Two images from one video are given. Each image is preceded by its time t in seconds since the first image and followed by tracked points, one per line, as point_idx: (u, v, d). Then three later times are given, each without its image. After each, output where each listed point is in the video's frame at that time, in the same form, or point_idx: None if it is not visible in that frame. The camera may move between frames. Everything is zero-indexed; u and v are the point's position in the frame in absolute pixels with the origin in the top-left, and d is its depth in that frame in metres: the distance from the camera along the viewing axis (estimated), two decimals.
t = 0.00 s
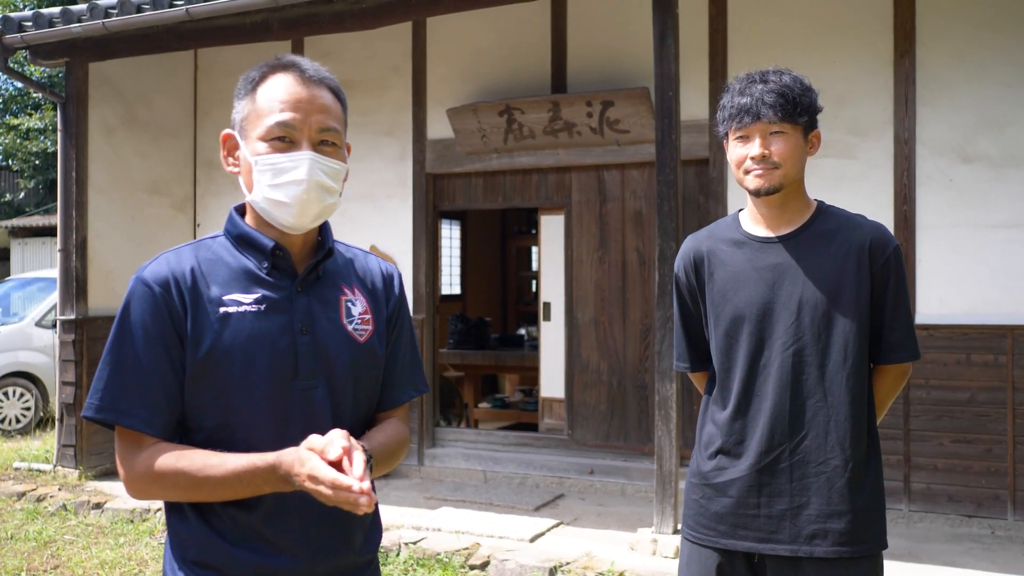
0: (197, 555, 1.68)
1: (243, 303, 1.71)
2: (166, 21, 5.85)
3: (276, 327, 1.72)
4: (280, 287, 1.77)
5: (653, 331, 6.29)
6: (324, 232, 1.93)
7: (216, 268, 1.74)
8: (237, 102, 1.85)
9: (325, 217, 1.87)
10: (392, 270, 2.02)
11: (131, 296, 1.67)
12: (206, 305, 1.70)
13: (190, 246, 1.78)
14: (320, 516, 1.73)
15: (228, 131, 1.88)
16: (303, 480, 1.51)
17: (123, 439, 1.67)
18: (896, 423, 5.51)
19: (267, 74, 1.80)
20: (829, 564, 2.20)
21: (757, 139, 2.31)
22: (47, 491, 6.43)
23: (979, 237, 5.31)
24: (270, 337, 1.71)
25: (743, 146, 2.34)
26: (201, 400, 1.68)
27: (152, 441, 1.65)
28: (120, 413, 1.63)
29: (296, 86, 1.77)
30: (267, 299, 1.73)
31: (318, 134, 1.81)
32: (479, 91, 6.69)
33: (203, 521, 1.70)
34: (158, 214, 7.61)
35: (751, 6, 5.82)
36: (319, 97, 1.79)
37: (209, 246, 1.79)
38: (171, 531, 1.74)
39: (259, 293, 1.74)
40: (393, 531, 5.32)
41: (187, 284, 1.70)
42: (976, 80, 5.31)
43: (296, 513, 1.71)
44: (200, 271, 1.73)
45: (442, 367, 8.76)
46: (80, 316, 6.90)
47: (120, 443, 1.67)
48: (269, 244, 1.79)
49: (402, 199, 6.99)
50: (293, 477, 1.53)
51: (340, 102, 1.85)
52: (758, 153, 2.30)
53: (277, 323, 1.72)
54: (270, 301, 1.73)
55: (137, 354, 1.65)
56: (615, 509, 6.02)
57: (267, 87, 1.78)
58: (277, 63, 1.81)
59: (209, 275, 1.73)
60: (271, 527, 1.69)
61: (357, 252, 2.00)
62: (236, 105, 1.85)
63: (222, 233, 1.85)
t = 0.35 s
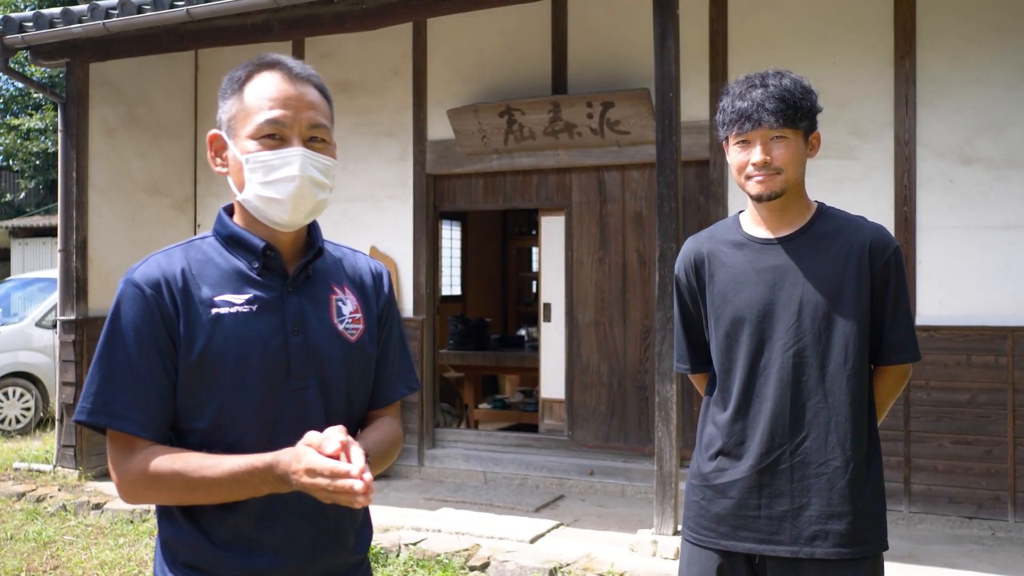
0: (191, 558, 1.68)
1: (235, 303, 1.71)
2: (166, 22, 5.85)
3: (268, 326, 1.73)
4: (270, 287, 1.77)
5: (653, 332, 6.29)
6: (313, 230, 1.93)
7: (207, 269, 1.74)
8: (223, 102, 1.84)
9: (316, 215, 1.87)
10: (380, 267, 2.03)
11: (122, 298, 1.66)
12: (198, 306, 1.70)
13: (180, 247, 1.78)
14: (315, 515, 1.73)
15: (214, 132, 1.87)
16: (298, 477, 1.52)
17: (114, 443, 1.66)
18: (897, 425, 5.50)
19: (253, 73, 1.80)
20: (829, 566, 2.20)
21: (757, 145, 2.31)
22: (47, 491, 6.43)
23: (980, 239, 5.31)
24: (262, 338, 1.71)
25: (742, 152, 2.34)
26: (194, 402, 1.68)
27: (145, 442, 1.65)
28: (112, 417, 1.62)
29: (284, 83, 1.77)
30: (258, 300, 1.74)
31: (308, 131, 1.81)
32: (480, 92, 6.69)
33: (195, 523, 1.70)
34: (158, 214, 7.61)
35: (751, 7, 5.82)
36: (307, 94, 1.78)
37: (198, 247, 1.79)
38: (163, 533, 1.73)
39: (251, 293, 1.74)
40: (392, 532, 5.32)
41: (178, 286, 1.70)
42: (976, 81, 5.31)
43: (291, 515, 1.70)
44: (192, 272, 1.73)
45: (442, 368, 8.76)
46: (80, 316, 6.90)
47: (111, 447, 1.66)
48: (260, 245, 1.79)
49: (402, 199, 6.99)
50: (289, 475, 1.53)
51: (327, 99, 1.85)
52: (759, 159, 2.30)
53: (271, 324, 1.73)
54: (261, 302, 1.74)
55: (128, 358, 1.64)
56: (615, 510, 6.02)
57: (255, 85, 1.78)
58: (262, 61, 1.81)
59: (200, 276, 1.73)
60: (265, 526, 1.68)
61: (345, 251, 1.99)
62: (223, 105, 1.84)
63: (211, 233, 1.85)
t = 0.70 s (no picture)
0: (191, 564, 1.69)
1: (241, 309, 1.73)
2: (166, 23, 5.85)
3: (272, 330, 1.76)
4: (271, 290, 1.80)
5: (652, 334, 6.29)
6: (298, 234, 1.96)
7: (210, 274, 1.74)
8: (248, 107, 1.77)
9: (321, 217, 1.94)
10: (355, 265, 2.11)
11: (124, 307, 1.63)
12: (204, 312, 1.70)
13: (177, 252, 1.75)
14: (311, 513, 1.80)
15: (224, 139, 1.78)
16: None
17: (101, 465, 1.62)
18: (896, 427, 5.51)
19: (274, 76, 1.77)
20: (829, 567, 2.20)
21: (758, 148, 2.31)
22: (46, 492, 6.43)
23: (979, 241, 5.32)
24: (267, 341, 1.74)
25: (742, 154, 2.34)
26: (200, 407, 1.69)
27: (106, 510, 1.62)
28: (116, 428, 1.60)
29: (316, 85, 1.82)
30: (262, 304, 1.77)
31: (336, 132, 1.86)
32: (480, 93, 6.69)
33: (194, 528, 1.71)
34: (158, 215, 7.61)
35: (751, 9, 5.83)
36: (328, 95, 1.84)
37: (195, 251, 1.77)
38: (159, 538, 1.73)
39: (254, 297, 1.77)
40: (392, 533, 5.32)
41: (183, 292, 1.69)
42: (975, 83, 5.32)
43: (292, 513, 1.77)
44: (195, 279, 1.72)
45: (442, 369, 8.77)
46: (80, 317, 6.90)
47: (106, 461, 1.62)
48: (265, 248, 1.80)
49: (402, 201, 6.99)
50: None
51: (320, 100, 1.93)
52: (759, 162, 2.30)
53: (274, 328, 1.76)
54: (265, 306, 1.77)
55: (132, 369, 1.61)
56: (615, 512, 6.02)
57: (285, 89, 1.77)
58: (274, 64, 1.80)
59: (203, 282, 1.73)
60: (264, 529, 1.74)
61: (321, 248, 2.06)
62: (249, 111, 1.77)
63: (204, 234, 1.83)
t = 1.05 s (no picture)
0: None
1: (261, 320, 1.76)
2: (166, 24, 5.86)
3: (284, 340, 1.80)
4: (275, 297, 1.84)
5: (652, 334, 6.29)
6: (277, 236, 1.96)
7: (229, 286, 1.74)
8: (268, 112, 1.75)
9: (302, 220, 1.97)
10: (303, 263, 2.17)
11: (164, 325, 1.59)
12: (231, 327, 1.70)
13: (191, 262, 1.71)
14: (312, 511, 1.86)
15: (234, 141, 1.74)
16: None
17: (114, 497, 1.57)
18: (896, 427, 5.51)
19: (288, 81, 1.77)
20: (828, 568, 2.20)
21: (755, 144, 2.32)
22: (46, 493, 6.43)
23: (979, 242, 5.32)
24: (282, 351, 1.77)
25: (741, 151, 2.35)
26: (223, 418, 1.68)
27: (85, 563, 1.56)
28: (151, 448, 1.57)
29: (317, 90, 1.85)
30: (274, 313, 1.80)
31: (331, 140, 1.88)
32: (480, 94, 6.70)
33: (208, 541, 1.69)
34: (158, 216, 7.61)
35: (750, 11, 5.83)
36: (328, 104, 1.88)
37: (208, 262, 1.73)
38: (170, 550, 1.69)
39: (267, 307, 1.79)
40: (392, 534, 5.33)
41: (214, 307, 1.68)
42: (975, 84, 5.32)
43: (297, 516, 1.82)
44: (218, 292, 1.71)
45: (442, 370, 8.77)
46: (80, 318, 6.90)
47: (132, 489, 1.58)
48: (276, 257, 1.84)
49: (402, 202, 7.00)
50: None
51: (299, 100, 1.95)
52: (756, 158, 2.31)
53: (282, 334, 1.80)
54: (275, 314, 1.80)
55: (171, 390, 1.58)
56: (614, 512, 6.02)
57: (298, 98, 1.78)
58: (286, 70, 1.80)
59: (226, 295, 1.72)
60: (274, 537, 1.76)
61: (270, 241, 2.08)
62: (269, 115, 1.75)
63: (204, 240, 1.78)
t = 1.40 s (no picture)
0: None
1: (253, 321, 1.76)
2: (167, 25, 5.86)
3: (276, 340, 1.80)
4: (264, 299, 1.84)
5: (652, 335, 6.29)
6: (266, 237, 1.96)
7: (221, 289, 1.73)
8: (253, 111, 1.75)
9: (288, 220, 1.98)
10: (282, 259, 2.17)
11: (158, 329, 1.59)
12: (225, 330, 1.69)
13: (181, 265, 1.70)
14: (303, 508, 1.87)
15: (217, 142, 1.74)
16: None
17: (133, 508, 1.56)
18: (896, 428, 5.51)
19: (270, 81, 1.77)
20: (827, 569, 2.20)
21: (752, 145, 2.32)
22: (46, 494, 6.42)
23: (979, 243, 5.32)
24: (275, 353, 1.78)
25: (739, 152, 2.35)
26: (217, 421, 1.68)
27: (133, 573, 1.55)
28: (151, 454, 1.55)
29: (301, 89, 1.86)
30: (264, 314, 1.80)
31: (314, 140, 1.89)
32: (480, 96, 6.70)
33: (208, 545, 1.70)
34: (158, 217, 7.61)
35: (750, 12, 5.84)
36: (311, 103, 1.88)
37: (197, 265, 1.73)
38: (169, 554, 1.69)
39: (258, 308, 1.79)
40: (392, 536, 5.33)
41: (207, 310, 1.67)
42: (975, 85, 5.32)
43: (293, 514, 1.83)
44: (211, 296, 1.70)
45: (441, 371, 8.77)
46: (80, 318, 6.90)
47: (143, 497, 1.56)
48: (264, 257, 1.84)
49: (402, 203, 7.00)
50: None
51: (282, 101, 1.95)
52: (753, 160, 2.31)
53: (274, 334, 1.80)
54: (266, 315, 1.80)
55: (171, 396, 1.58)
56: (614, 513, 6.02)
57: (281, 98, 1.78)
58: (269, 68, 1.80)
59: (220, 298, 1.71)
60: (269, 539, 1.77)
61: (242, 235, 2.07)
62: (254, 115, 1.75)
63: (190, 243, 1.77)
